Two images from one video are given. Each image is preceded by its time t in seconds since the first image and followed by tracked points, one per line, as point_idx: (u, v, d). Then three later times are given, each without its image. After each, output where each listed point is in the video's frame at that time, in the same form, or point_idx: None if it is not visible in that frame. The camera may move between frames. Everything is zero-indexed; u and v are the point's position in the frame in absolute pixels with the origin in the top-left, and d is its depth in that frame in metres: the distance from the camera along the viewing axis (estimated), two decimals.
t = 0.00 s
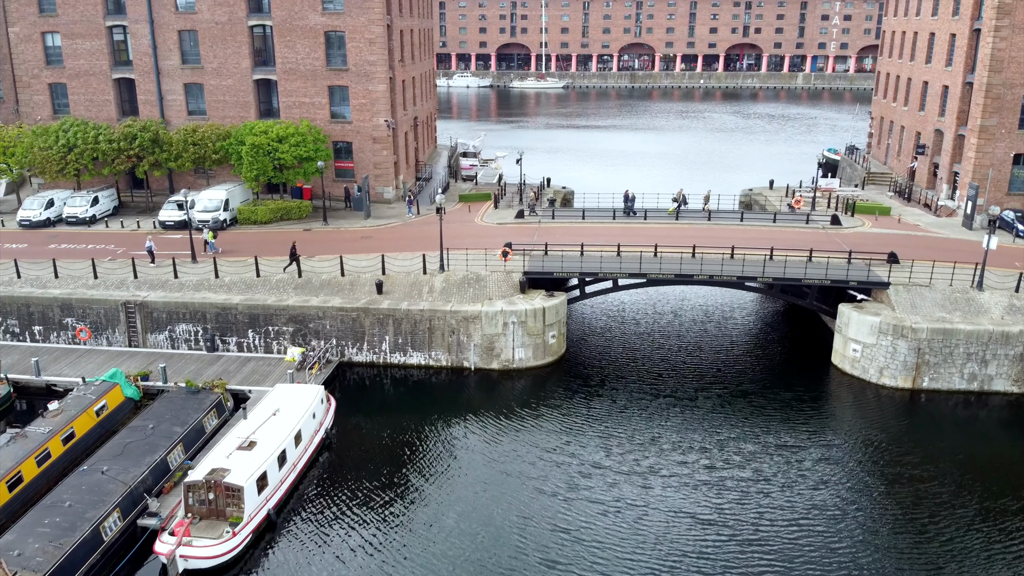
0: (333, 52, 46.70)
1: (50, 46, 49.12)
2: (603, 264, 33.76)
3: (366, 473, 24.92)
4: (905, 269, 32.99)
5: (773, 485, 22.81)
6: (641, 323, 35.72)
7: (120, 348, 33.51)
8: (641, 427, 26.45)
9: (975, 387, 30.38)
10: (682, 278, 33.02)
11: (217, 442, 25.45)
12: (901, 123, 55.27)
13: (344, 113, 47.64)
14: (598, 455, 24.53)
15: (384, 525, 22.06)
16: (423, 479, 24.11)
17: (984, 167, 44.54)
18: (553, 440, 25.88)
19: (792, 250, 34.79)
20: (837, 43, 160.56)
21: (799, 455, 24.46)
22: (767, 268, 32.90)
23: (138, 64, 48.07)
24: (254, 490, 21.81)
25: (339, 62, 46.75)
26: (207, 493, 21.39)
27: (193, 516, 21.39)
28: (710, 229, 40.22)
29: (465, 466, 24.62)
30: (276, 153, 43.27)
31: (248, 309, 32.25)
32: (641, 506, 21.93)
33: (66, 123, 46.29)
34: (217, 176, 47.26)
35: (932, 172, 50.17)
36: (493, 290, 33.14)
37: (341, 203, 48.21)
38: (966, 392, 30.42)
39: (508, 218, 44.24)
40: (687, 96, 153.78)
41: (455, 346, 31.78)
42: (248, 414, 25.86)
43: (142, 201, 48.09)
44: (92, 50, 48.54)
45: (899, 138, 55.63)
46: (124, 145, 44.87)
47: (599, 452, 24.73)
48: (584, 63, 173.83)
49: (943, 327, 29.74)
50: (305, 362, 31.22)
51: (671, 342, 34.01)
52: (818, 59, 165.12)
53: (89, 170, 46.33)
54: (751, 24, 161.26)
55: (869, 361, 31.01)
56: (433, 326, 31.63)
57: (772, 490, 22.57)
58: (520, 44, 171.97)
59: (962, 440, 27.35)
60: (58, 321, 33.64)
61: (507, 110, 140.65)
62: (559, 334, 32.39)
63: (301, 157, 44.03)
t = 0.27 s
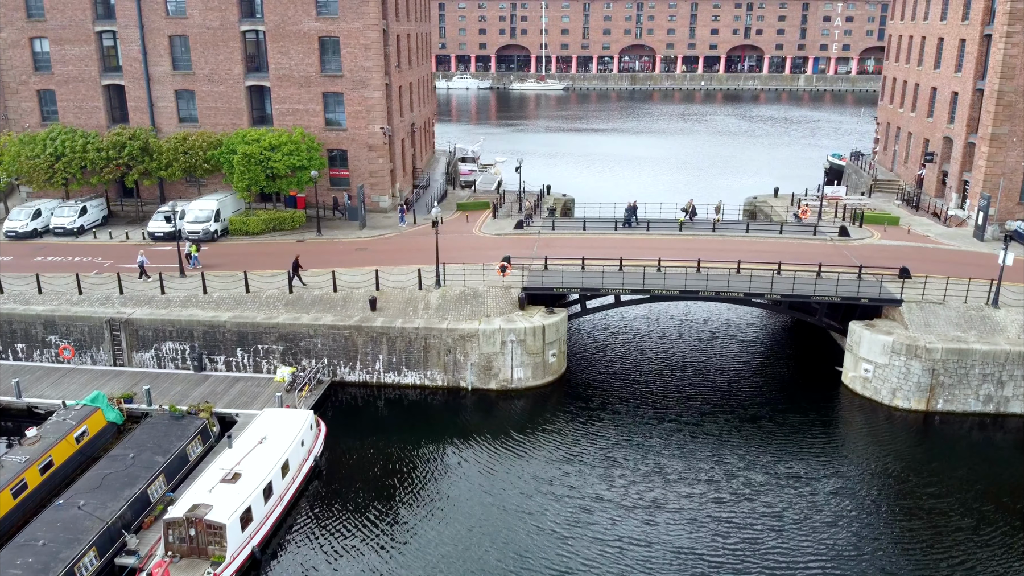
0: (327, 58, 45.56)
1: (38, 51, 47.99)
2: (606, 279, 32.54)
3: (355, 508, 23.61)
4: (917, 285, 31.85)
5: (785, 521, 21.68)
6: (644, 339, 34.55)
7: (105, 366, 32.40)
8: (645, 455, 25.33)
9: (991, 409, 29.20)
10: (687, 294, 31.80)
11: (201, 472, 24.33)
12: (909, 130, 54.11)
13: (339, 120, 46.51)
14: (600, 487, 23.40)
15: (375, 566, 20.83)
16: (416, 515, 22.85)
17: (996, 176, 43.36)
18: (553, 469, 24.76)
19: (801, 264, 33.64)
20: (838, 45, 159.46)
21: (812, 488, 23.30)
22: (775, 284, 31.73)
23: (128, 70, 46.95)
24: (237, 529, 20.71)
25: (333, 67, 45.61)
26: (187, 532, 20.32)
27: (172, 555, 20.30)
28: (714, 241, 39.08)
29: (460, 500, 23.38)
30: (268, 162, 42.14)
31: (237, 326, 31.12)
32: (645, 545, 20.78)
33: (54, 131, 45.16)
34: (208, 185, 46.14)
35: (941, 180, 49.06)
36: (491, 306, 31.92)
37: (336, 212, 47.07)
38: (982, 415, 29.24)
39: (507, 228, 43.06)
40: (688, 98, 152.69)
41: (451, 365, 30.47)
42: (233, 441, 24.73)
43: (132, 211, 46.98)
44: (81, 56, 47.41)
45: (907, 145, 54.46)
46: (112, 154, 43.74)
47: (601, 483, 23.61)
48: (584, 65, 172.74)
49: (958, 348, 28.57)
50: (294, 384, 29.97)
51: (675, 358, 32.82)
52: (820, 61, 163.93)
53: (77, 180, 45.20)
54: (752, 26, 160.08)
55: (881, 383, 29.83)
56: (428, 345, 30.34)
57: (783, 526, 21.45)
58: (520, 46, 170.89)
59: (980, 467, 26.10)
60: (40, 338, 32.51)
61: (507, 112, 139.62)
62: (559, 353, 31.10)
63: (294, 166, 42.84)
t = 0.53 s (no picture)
0: (322, 64, 44.55)
1: (27, 56, 47.00)
2: (607, 293, 31.47)
3: (344, 540, 22.55)
4: (929, 301, 30.83)
5: (795, 556, 20.68)
6: (646, 354, 33.50)
7: (90, 384, 31.43)
8: (648, 482, 24.32)
9: (1005, 431, 28.18)
10: (691, 310, 30.72)
11: (185, 501, 23.36)
12: (915, 136, 53.08)
13: (334, 127, 45.51)
14: (601, 519, 22.41)
15: None
16: (408, 548, 21.86)
17: (1005, 184, 42.34)
18: (553, 497, 23.73)
19: (808, 278, 32.63)
20: (840, 46, 158.44)
21: (825, 519, 22.28)
22: (782, 299, 30.70)
23: (119, 76, 45.97)
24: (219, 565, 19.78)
25: (328, 73, 44.61)
26: (167, 569, 19.41)
27: None
28: (717, 253, 38.09)
29: (455, 531, 22.36)
30: (261, 170, 41.09)
31: (226, 344, 30.14)
32: None
33: (43, 138, 44.17)
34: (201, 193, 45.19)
35: (948, 188, 48.11)
36: (489, 321, 30.83)
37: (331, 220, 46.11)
38: (996, 436, 28.23)
39: (505, 238, 42.06)
40: (689, 100, 151.72)
41: (447, 384, 29.43)
42: (218, 469, 23.73)
43: (123, 220, 46.03)
44: (70, 61, 46.43)
45: (914, 150, 53.42)
46: (101, 162, 42.73)
47: (602, 514, 22.63)
48: (584, 66, 171.73)
49: (972, 367, 27.55)
50: (284, 404, 28.90)
51: (679, 374, 31.76)
52: (822, 62, 162.81)
53: (66, 188, 44.20)
54: (754, 27, 158.97)
55: (892, 403, 28.81)
56: (423, 363, 29.29)
57: (793, 563, 20.46)
58: (520, 47, 169.90)
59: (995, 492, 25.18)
60: (24, 355, 31.55)
61: (507, 114, 138.71)
62: (559, 371, 30.01)
63: (287, 174, 41.76)
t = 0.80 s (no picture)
0: (317, 70, 43.51)
1: (15, 62, 45.97)
2: (610, 310, 30.38)
3: None
4: (942, 319, 29.75)
5: None
6: (649, 372, 32.47)
7: (74, 404, 30.39)
8: (651, 515, 23.44)
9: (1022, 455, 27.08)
10: (697, 328, 29.61)
11: (168, 534, 22.38)
12: (923, 143, 52.02)
13: (328, 134, 44.46)
14: (601, 557, 21.54)
15: None
16: None
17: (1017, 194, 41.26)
18: (552, 531, 22.86)
19: (816, 294, 31.55)
20: (842, 48, 157.35)
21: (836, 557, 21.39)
22: (791, 317, 29.62)
23: (108, 83, 44.94)
24: None
25: (323, 80, 43.58)
26: None
27: None
28: (722, 265, 37.01)
29: (449, 568, 21.50)
30: (253, 180, 40.00)
31: (214, 364, 29.09)
32: None
33: (30, 147, 43.10)
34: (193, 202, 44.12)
35: (956, 197, 47.09)
36: (487, 339, 29.74)
37: (326, 230, 45.06)
38: (1012, 460, 27.12)
39: (504, 249, 41.01)
40: (690, 101, 150.71)
41: (442, 406, 28.29)
42: (201, 501, 22.69)
43: (113, 230, 45.00)
44: (59, 67, 45.40)
45: (921, 157, 52.41)
46: (90, 172, 41.65)
47: (603, 551, 21.77)
48: (585, 68, 170.70)
49: (988, 389, 26.47)
50: (274, 427, 27.82)
51: (683, 393, 30.76)
52: (824, 64, 161.77)
53: (54, 198, 43.13)
54: (755, 28, 157.90)
55: (904, 426, 27.72)
56: (418, 384, 28.16)
57: None
58: (519, 49, 168.87)
59: (1013, 522, 24.11)
60: (5, 374, 30.51)
61: (507, 116, 137.64)
62: (559, 391, 28.89)
63: (280, 184, 40.64)
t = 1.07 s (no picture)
0: (310, 76, 42.42)
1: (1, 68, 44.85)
2: (612, 329, 29.25)
3: None
4: (957, 339, 28.66)
5: None
6: (653, 392, 31.36)
7: (55, 427, 29.26)
8: (655, 552, 22.42)
9: None
10: (703, 348, 28.43)
11: (148, 571, 21.25)
12: (930, 151, 50.92)
13: (322, 142, 43.34)
14: None
15: None
16: None
17: None
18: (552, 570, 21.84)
19: (826, 311, 30.43)
20: (844, 50, 156.18)
21: None
22: (800, 336, 28.48)
23: (97, 89, 43.84)
24: None
25: (317, 87, 42.49)
26: None
27: None
28: (727, 279, 35.85)
29: None
30: (244, 190, 38.89)
31: (200, 386, 27.97)
32: None
33: (15, 155, 41.96)
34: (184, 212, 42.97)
35: (966, 206, 45.97)
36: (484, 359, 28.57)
37: (320, 241, 43.94)
38: None
39: (502, 261, 39.64)
40: (691, 103, 149.66)
41: (437, 429, 27.05)
42: (184, 536, 21.62)
43: (102, 240, 43.89)
44: (47, 74, 44.29)
45: (929, 165, 51.31)
46: (77, 181, 40.50)
47: None
48: (585, 70, 169.65)
49: (1007, 414, 25.29)
50: (261, 453, 26.67)
51: (689, 415, 29.64)
52: (826, 65, 160.67)
53: (40, 208, 41.98)
54: (757, 30, 156.79)
55: (919, 450, 26.47)
56: (412, 407, 26.96)
57: None
58: (519, 51, 167.84)
59: None
60: None
61: (507, 119, 136.58)
62: (560, 414, 27.71)
63: (272, 194, 39.50)
